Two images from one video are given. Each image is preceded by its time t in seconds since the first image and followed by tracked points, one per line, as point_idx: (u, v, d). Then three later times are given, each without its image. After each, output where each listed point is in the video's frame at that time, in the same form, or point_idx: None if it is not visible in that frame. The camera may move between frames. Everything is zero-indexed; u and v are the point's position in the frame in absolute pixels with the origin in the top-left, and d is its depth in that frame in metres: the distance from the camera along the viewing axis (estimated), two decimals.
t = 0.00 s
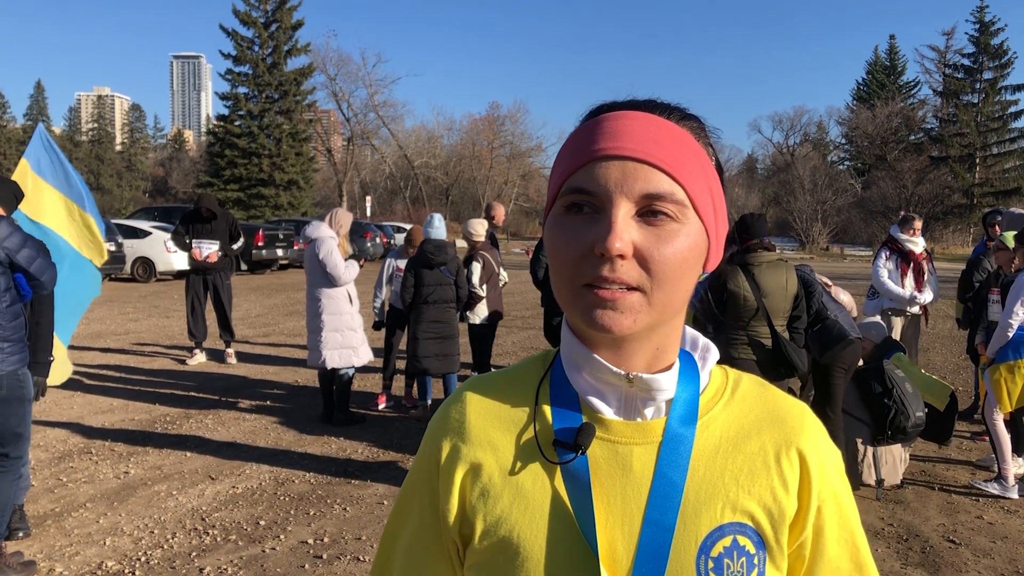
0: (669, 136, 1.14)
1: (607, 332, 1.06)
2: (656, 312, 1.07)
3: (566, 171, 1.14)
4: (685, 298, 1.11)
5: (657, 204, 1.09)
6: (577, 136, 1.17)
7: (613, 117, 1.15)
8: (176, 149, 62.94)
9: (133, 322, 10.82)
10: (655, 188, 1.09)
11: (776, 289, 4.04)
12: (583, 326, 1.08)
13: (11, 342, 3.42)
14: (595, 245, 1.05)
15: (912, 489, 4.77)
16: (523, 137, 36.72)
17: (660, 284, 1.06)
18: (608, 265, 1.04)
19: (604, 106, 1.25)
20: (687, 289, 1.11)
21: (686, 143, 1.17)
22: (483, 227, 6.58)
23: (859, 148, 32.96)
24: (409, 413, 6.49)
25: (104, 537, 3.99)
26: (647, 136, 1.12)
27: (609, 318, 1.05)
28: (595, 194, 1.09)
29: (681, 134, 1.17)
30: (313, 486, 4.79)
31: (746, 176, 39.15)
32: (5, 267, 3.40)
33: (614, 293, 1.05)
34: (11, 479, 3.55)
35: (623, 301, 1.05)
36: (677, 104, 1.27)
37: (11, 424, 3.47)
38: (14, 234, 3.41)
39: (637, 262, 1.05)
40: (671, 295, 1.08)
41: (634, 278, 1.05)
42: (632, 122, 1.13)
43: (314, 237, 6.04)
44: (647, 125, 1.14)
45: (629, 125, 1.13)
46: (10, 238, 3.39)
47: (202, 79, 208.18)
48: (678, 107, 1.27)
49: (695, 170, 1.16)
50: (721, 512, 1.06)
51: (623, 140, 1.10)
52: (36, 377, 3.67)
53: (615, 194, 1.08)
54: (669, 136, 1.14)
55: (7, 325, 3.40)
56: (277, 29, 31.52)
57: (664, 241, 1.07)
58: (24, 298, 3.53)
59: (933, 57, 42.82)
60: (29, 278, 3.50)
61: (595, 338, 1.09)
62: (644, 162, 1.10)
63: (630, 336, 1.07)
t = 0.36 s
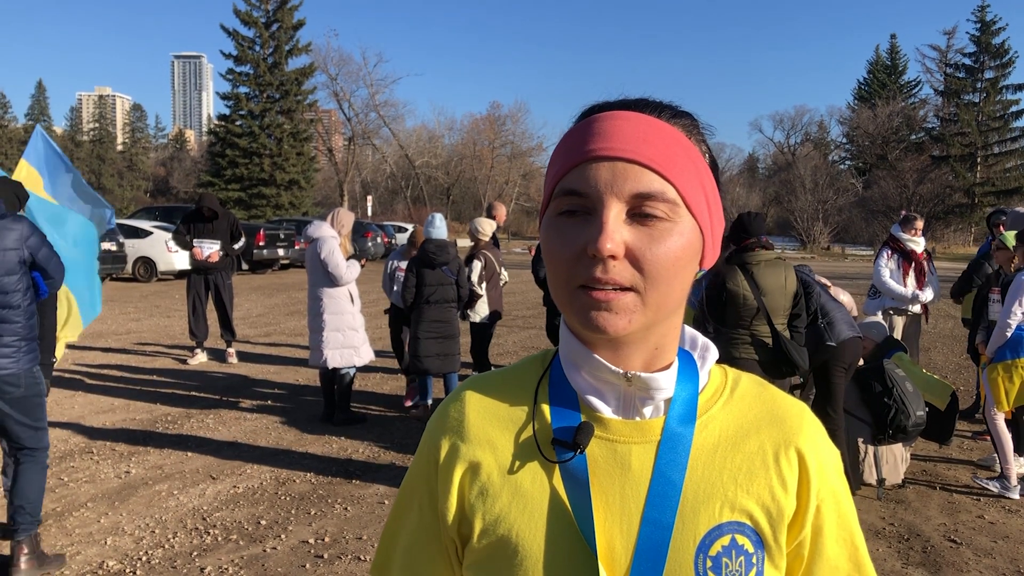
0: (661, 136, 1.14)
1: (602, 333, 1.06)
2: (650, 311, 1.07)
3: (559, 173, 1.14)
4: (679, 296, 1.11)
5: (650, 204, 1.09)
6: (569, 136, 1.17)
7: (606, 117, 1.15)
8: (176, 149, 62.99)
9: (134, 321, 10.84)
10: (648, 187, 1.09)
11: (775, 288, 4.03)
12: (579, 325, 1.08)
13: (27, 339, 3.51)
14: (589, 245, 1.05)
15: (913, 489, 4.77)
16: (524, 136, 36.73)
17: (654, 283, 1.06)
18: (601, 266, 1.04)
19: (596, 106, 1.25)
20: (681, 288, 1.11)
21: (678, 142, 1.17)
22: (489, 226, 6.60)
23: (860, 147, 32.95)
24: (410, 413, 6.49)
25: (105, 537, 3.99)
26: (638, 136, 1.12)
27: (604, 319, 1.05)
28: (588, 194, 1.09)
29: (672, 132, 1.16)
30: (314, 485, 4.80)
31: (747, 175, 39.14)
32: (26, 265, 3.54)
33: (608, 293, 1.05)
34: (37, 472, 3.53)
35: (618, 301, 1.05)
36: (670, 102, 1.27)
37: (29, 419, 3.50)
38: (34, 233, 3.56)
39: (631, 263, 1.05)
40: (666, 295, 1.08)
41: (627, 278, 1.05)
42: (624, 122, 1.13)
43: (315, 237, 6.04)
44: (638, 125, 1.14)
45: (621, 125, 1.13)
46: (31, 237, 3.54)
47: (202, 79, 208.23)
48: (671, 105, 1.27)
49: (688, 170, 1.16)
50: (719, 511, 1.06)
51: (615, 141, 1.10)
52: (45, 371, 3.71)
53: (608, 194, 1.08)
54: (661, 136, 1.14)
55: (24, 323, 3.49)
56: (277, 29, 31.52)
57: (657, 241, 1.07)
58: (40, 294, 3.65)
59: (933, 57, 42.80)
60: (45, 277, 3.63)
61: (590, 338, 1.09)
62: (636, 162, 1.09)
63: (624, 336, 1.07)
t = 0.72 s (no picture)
0: (665, 137, 1.14)
1: (606, 331, 1.06)
2: (653, 312, 1.07)
3: (563, 173, 1.14)
4: (681, 296, 1.11)
5: (653, 204, 1.09)
6: (574, 136, 1.17)
7: (609, 118, 1.15)
8: (177, 149, 63.04)
9: (135, 322, 10.85)
10: (652, 188, 1.09)
11: (772, 287, 4.03)
12: (581, 326, 1.08)
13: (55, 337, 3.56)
14: (592, 245, 1.05)
15: (914, 489, 4.77)
16: (525, 137, 36.72)
17: (657, 283, 1.06)
18: (604, 267, 1.04)
19: (601, 106, 1.25)
20: (683, 289, 1.11)
21: (681, 143, 1.17)
22: (493, 227, 6.63)
23: (861, 148, 32.97)
24: (410, 413, 6.50)
25: (107, 537, 4.00)
26: (642, 136, 1.12)
27: (607, 319, 1.05)
28: (591, 195, 1.10)
29: (675, 132, 1.17)
30: (315, 486, 4.80)
31: (748, 176, 39.14)
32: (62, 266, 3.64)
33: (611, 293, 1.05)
34: (58, 476, 3.52)
35: (621, 300, 1.05)
36: (672, 103, 1.27)
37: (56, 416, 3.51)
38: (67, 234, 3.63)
39: (634, 262, 1.05)
40: (669, 295, 1.08)
41: (630, 279, 1.05)
42: (627, 122, 1.13)
43: (317, 238, 6.05)
44: (641, 126, 1.14)
45: (625, 125, 1.13)
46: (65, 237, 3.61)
47: (203, 80, 208.31)
48: (675, 106, 1.27)
49: (691, 170, 1.16)
50: (721, 511, 1.06)
51: (619, 141, 1.10)
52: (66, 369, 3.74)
53: (611, 194, 1.08)
54: (664, 136, 1.14)
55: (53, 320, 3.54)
56: (278, 30, 31.52)
57: (660, 241, 1.08)
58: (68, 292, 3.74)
59: (935, 58, 42.81)
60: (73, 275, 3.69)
61: (593, 338, 1.09)
62: (639, 162, 1.10)
63: (628, 334, 1.07)
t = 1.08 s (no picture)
0: (666, 139, 1.15)
1: (608, 335, 1.07)
2: (654, 314, 1.08)
3: (565, 176, 1.15)
4: (683, 298, 1.12)
5: (655, 207, 1.10)
6: (575, 140, 1.18)
7: (611, 120, 1.16)
8: (178, 151, 63.13)
9: (136, 323, 10.85)
10: (653, 190, 1.10)
11: (769, 288, 4.02)
12: (585, 327, 1.09)
13: (79, 337, 3.62)
14: (594, 248, 1.06)
15: (915, 491, 4.77)
16: (525, 139, 36.74)
17: (658, 285, 1.07)
18: (606, 269, 1.05)
19: (602, 110, 1.26)
20: (685, 291, 1.12)
21: (683, 145, 1.17)
22: (496, 229, 6.65)
23: (861, 150, 32.99)
24: (411, 415, 6.51)
25: (108, 539, 4.00)
26: (642, 139, 1.12)
27: (610, 321, 1.06)
28: (593, 198, 1.10)
29: (677, 135, 1.17)
30: (315, 488, 4.80)
31: (748, 178, 39.17)
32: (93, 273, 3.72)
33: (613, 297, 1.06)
34: (69, 481, 3.55)
35: (623, 301, 1.06)
36: (675, 105, 1.27)
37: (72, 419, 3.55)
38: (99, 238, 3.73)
39: (636, 265, 1.06)
40: (670, 296, 1.09)
41: (632, 282, 1.06)
42: (628, 126, 1.14)
43: (318, 240, 6.07)
44: (642, 128, 1.14)
45: (626, 128, 1.14)
46: (97, 241, 3.71)
47: (204, 82, 208.40)
48: (676, 109, 1.28)
49: (692, 172, 1.16)
50: (724, 512, 1.07)
51: (621, 144, 1.11)
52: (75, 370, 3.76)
53: (614, 197, 1.09)
54: (666, 139, 1.15)
55: (81, 321, 3.61)
56: (279, 32, 31.54)
57: (662, 244, 1.08)
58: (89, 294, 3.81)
59: (935, 60, 42.86)
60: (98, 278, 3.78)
61: (596, 340, 1.10)
62: (641, 164, 1.10)
63: (631, 338, 1.08)
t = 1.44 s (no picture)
0: (672, 141, 1.15)
1: (616, 337, 1.07)
2: (661, 317, 1.08)
3: (571, 178, 1.15)
4: (688, 301, 1.12)
5: (662, 210, 1.10)
6: (581, 143, 1.18)
7: (617, 123, 1.16)
8: (178, 153, 63.19)
9: (136, 325, 10.86)
10: (658, 193, 1.10)
11: (770, 290, 4.03)
12: (592, 330, 1.09)
13: (91, 341, 3.64)
14: (601, 250, 1.06)
15: (914, 493, 4.77)
16: (525, 141, 36.76)
17: (663, 287, 1.07)
18: (613, 271, 1.05)
19: (607, 113, 1.26)
20: (689, 292, 1.12)
21: (688, 147, 1.18)
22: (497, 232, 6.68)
23: (861, 153, 33.01)
24: (410, 417, 6.51)
25: (108, 540, 4.00)
26: (647, 142, 1.13)
27: (618, 324, 1.06)
28: (599, 200, 1.11)
29: (683, 138, 1.18)
30: (315, 489, 4.80)
31: (748, 180, 39.20)
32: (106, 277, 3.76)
33: (620, 299, 1.06)
34: (75, 482, 3.53)
35: (630, 304, 1.06)
36: (680, 108, 1.28)
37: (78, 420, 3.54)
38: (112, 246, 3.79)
39: (642, 267, 1.06)
40: (676, 299, 1.09)
41: (638, 284, 1.06)
42: (634, 129, 1.14)
43: (319, 241, 6.07)
44: (646, 132, 1.15)
45: (631, 131, 1.14)
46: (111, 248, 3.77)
47: (203, 83, 208.38)
48: (681, 111, 1.28)
49: (698, 174, 1.17)
50: (730, 511, 1.07)
51: (627, 147, 1.11)
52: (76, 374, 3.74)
53: (621, 200, 1.09)
54: (671, 141, 1.15)
55: (94, 326, 3.65)
56: (279, 34, 31.57)
57: (667, 245, 1.08)
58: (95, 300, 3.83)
59: (934, 62, 42.90)
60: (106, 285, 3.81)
61: (603, 341, 1.10)
62: (646, 167, 1.11)
63: (637, 341, 1.08)
